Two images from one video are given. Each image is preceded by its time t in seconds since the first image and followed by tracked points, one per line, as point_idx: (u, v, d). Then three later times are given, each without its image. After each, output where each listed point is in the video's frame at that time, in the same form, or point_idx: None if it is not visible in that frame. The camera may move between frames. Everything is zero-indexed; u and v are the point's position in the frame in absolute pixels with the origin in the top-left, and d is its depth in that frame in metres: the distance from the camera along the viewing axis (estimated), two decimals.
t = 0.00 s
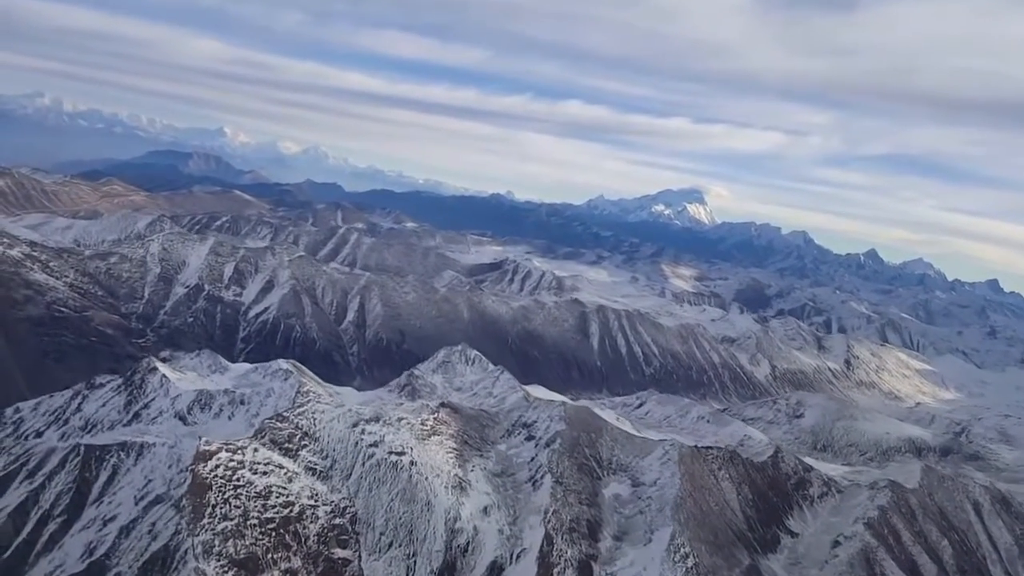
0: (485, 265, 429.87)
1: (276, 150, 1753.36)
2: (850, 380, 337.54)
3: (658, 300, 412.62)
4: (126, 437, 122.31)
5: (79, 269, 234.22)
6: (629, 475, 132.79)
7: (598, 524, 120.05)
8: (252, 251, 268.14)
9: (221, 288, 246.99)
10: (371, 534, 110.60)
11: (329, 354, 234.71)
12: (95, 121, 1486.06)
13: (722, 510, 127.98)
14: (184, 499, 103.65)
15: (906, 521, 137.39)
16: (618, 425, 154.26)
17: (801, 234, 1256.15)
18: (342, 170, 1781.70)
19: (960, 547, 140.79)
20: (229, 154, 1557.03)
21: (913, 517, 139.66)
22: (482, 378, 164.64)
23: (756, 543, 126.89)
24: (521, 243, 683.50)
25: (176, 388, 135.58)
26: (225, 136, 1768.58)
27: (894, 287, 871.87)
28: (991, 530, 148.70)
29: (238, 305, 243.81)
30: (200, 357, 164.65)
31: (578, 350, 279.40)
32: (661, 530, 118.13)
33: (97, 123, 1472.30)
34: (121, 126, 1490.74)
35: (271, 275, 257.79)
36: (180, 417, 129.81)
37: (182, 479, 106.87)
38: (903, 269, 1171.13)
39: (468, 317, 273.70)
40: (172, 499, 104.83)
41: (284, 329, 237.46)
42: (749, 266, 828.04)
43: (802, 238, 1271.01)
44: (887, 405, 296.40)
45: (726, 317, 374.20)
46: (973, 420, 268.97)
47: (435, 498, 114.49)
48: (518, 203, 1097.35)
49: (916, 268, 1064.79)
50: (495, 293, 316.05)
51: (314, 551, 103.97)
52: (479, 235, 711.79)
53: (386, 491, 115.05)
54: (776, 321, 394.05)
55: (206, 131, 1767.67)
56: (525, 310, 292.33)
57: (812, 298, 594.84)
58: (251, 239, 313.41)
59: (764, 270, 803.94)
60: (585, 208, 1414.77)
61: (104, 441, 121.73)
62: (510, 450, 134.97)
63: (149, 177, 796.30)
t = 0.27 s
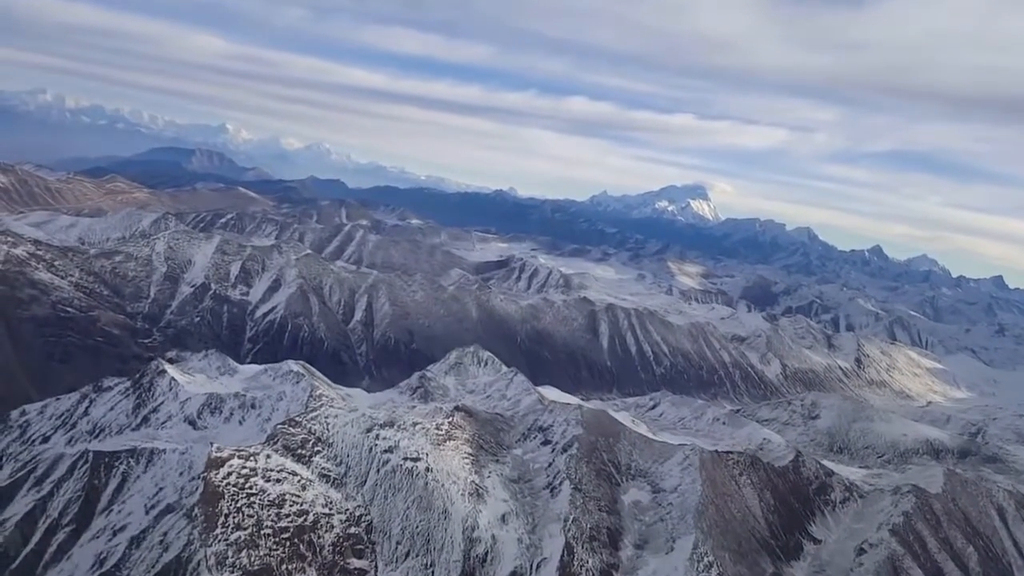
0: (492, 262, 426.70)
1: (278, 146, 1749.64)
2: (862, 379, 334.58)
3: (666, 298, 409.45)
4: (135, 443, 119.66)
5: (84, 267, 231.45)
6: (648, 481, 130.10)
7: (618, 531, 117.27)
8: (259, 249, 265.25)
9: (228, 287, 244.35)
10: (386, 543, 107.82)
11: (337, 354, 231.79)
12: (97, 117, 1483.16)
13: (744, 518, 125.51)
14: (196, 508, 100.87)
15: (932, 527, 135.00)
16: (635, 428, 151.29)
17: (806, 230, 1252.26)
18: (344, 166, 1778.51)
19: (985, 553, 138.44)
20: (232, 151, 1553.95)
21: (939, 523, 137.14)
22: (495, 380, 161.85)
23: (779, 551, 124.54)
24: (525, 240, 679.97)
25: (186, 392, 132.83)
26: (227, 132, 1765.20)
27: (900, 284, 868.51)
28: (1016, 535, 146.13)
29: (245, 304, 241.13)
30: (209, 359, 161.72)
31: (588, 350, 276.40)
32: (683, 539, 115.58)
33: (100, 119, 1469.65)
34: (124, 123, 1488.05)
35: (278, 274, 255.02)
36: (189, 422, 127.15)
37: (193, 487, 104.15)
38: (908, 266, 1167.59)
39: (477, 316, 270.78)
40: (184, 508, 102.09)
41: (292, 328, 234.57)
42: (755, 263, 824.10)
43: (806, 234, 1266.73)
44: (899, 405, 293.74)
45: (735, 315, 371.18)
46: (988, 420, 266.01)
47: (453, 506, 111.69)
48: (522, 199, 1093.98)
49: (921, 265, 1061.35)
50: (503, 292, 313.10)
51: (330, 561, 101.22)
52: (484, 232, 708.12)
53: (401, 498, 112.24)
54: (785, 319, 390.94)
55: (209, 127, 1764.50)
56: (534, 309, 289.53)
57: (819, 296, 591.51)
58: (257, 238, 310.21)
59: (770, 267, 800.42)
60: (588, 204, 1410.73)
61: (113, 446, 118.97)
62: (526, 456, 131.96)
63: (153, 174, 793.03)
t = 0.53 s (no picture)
0: (496, 262, 423.65)
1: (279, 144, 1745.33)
2: (870, 380, 331.76)
3: (673, 299, 406.40)
4: (142, 451, 116.82)
5: (87, 268, 228.61)
6: (666, 489, 127.30)
7: (637, 542, 114.43)
8: (263, 249, 262.29)
9: (232, 288, 241.47)
10: (401, 555, 104.94)
11: (343, 356, 228.95)
12: (98, 115, 1479.50)
13: (766, 527, 123.08)
14: (206, 520, 97.98)
15: (955, 536, 133.25)
16: (650, 434, 148.30)
17: (808, 229, 1249.05)
18: (345, 165, 1774.76)
19: (1008, 562, 136.85)
20: (232, 149, 1550.07)
21: (961, 532, 135.36)
22: (507, 385, 158.91)
23: (801, 561, 122.11)
24: (528, 239, 676.76)
25: (193, 397, 129.95)
26: (227, 130, 1761.10)
27: (904, 284, 865.46)
28: None
29: (249, 305, 238.23)
30: (215, 362, 158.87)
31: (595, 351, 273.50)
32: (705, 549, 112.91)
33: (100, 117, 1465.69)
34: (124, 121, 1484.66)
35: (283, 274, 252.11)
36: (197, 429, 124.28)
37: (202, 498, 101.26)
38: (910, 265, 1164.51)
39: (483, 317, 267.84)
40: (194, 520, 99.17)
41: (297, 330, 231.71)
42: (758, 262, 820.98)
43: (808, 233, 1263.31)
44: (910, 407, 290.94)
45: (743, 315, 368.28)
46: (1001, 422, 263.28)
47: (468, 517, 108.79)
48: (524, 198, 1090.61)
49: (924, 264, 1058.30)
50: (509, 292, 310.13)
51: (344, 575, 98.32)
52: (487, 231, 704.89)
53: (415, 508, 109.32)
54: (792, 319, 388.05)
55: (209, 125, 1760.48)
56: (541, 310, 286.62)
57: (824, 295, 588.73)
58: (260, 237, 306.97)
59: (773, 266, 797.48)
60: (589, 203, 1407.39)
61: (119, 455, 116.01)
62: (541, 464, 129.07)
63: (153, 172, 789.96)
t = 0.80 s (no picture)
0: (501, 260, 420.44)
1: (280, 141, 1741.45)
2: (880, 378, 328.90)
3: (679, 296, 403.22)
4: (149, 459, 114.01)
5: (91, 268, 225.76)
6: (686, 496, 124.47)
7: (658, 551, 111.56)
8: (268, 249, 259.23)
9: (237, 288, 238.61)
10: (417, 566, 102.05)
11: (350, 357, 226.08)
12: (98, 113, 1474.90)
13: (789, 535, 120.53)
14: (217, 532, 95.03)
15: (980, 544, 131.52)
16: (666, 439, 145.48)
17: (811, 225, 1245.65)
18: (346, 161, 1770.52)
19: None
20: (233, 146, 1545.44)
21: (986, 538, 133.52)
22: (519, 388, 156.15)
23: (826, 569, 119.52)
24: (531, 236, 673.29)
25: (201, 403, 127.07)
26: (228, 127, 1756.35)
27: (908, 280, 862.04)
28: None
29: (254, 305, 235.37)
30: (222, 365, 155.96)
31: (604, 351, 270.58)
32: (728, 559, 110.16)
33: (100, 114, 1461.22)
34: (124, 117, 1479.85)
35: (288, 274, 249.18)
36: (206, 435, 121.42)
37: (214, 508, 98.39)
38: (913, 260, 1160.94)
39: (491, 317, 264.79)
40: (204, 532, 96.32)
41: (304, 330, 228.81)
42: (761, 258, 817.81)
43: (811, 229, 1259.50)
44: (921, 407, 288.05)
45: (750, 313, 365.25)
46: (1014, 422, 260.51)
47: (486, 527, 105.92)
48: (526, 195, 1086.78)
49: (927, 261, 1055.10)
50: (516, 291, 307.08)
51: None
52: (490, 228, 701.42)
53: (431, 518, 106.40)
54: (800, 317, 385.04)
55: (209, 122, 1755.91)
56: (548, 309, 283.69)
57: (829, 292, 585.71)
58: (264, 236, 303.80)
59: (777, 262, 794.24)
60: (591, 200, 1403.83)
61: (126, 463, 113.16)
62: (557, 470, 126.16)
63: (154, 169, 786.02)
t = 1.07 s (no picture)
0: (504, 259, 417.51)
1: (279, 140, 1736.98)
2: (889, 376, 326.07)
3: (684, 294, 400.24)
4: (157, 469, 111.14)
5: (93, 271, 222.72)
6: (706, 503, 121.61)
7: (680, 561, 108.66)
8: (271, 250, 256.16)
9: (241, 290, 235.67)
10: None
11: (356, 359, 223.11)
12: (96, 112, 1469.95)
13: (812, 543, 117.83)
14: (229, 547, 92.16)
15: (1006, 550, 128.89)
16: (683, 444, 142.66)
17: (812, 221, 1242.70)
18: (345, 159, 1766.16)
19: None
20: (232, 145, 1541.00)
21: (1011, 545, 130.91)
22: (532, 392, 153.33)
23: None
24: (533, 234, 669.88)
25: (209, 410, 124.14)
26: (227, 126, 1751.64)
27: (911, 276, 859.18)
28: None
29: (259, 307, 232.43)
30: (229, 370, 153.02)
31: (612, 351, 267.66)
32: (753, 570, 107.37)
33: (99, 113, 1456.59)
34: (122, 117, 1475.14)
35: (292, 275, 246.20)
36: (214, 444, 118.50)
37: (225, 522, 95.51)
38: (915, 256, 1157.63)
39: (497, 318, 261.80)
40: (216, 547, 93.53)
41: (309, 332, 225.79)
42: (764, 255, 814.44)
43: (813, 225, 1255.99)
44: (932, 406, 285.14)
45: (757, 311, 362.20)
46: None
47: (504, 539, 103.03)
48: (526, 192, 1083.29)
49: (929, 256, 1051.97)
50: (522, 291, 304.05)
51: None
52: (492, 226, 697.83)
53: (448, 529, 103.56)
54: (807, 314, 382.10)
55: (208, 121, 1750.89)
56: (555, 309, 280.78)
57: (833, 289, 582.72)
58: (266, 237, 300.54)
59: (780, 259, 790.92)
60: (592, 197, 1400.67)
61: (133, 474, 110.28)
62: (573, 478, 123.30)
63: (153, 169, 782.25)
